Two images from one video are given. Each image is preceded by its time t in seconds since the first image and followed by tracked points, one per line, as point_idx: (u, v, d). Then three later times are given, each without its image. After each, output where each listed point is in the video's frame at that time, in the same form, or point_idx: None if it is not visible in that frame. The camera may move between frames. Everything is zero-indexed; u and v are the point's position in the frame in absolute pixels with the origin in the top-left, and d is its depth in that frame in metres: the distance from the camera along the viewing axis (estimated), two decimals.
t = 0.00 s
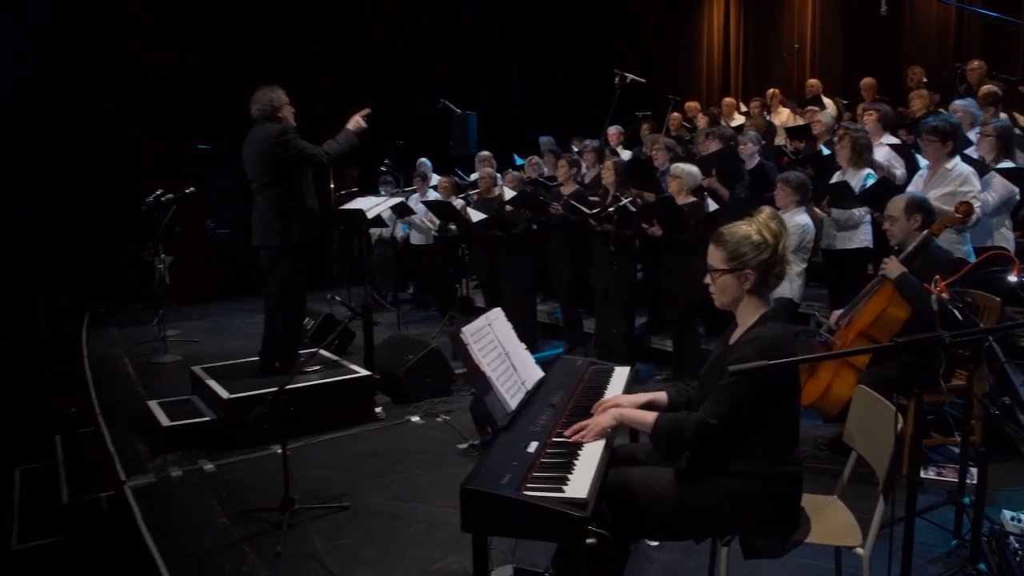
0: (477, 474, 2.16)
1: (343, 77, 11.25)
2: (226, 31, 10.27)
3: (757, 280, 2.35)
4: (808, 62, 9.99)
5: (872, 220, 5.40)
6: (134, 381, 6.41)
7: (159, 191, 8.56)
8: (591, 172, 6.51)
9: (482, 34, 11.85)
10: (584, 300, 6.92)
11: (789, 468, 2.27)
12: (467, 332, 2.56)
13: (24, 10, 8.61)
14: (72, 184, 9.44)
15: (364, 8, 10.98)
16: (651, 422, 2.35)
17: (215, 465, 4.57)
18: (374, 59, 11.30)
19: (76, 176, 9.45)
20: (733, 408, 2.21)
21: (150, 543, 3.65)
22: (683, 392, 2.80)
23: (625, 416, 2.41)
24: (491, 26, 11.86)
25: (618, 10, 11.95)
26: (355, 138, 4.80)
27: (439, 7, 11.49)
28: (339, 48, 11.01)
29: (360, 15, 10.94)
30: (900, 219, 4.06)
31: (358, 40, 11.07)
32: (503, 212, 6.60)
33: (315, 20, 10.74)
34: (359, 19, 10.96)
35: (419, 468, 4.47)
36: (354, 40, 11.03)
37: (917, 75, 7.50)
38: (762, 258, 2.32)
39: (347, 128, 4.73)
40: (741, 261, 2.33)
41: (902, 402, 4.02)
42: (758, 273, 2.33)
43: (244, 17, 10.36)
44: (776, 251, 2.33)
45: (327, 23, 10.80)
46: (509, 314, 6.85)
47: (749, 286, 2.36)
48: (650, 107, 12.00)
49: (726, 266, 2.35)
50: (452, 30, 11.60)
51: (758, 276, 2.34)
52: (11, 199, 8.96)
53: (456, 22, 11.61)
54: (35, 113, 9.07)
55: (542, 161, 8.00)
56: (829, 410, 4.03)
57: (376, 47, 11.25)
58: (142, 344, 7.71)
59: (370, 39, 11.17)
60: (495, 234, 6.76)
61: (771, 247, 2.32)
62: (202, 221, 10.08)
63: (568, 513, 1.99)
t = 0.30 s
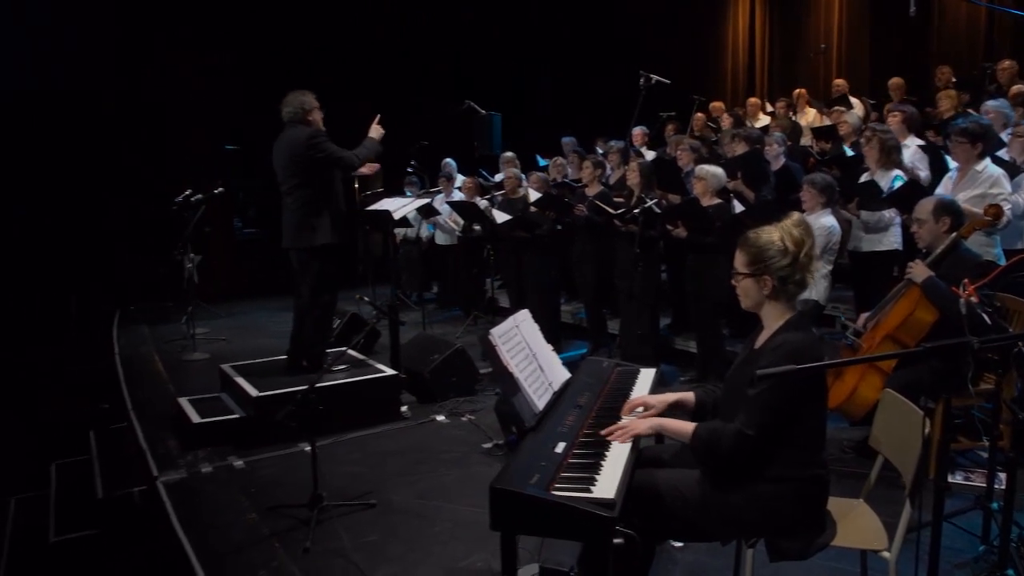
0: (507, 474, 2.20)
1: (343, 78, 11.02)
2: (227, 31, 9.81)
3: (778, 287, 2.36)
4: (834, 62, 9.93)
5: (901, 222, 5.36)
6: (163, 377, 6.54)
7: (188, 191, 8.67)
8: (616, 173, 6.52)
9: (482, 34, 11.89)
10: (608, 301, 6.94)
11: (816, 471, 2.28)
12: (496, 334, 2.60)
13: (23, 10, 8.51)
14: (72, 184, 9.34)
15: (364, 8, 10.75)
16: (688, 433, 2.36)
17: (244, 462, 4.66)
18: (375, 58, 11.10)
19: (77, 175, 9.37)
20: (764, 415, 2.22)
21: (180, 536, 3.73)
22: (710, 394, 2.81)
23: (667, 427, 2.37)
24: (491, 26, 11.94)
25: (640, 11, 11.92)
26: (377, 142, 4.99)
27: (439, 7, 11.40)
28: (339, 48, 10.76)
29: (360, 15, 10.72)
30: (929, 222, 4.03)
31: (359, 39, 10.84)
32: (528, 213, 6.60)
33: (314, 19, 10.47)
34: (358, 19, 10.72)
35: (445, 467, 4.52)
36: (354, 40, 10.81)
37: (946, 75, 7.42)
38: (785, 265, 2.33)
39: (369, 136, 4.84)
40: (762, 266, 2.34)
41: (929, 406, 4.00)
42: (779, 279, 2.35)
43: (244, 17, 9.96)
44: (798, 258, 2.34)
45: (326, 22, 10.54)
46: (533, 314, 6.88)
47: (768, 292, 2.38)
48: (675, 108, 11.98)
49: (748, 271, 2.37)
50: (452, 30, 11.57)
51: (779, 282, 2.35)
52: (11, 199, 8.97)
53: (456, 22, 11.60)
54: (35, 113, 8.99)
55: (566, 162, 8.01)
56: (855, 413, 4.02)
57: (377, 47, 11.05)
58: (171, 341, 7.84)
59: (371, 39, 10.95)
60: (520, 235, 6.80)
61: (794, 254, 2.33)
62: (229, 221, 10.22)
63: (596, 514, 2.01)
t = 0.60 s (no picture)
0: (536, 472, 2.23)
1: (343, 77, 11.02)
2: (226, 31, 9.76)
3: (804, 289, 2.37)
4: (862, 61, 9.86)
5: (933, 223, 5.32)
6: (193, 374, 6.64)
7: (218, 191, 8.75)
8: (641, 173, 6.53)
9: (481, 34, 11.47)
10: (633, 301, 6.95)
11: (844, 472, 2.29)
12: (525, 333, 2.63)
13: (23, 10, 7.83)
14: (71, 183, 9.03)
15: (364, 8, 10.64)
16: (716, 435, 2.39)
17: (273, 458, 4.73)
18: (375, 58, 11.09)
19: (76, 173, 9.08)
20: (794, 416, 2.23)
21: (213, 531, 3.79)
22: (737, 395, 2.82)
23: (693, 430, 2.40)
24: (492, 26, 11.47)
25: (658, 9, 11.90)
26: (408, 135, 5.11)
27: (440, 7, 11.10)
28: (339, 48, 10.73)
29: (360, 15, 10.60)
30: (958, 223, 4.00)
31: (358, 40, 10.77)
32: (553, 214, 6.63)
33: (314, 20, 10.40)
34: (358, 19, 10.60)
35: (471, 465, 4.56)
36: (353, 40, 10.73)
37: (977, 72, 7.33)
38: (811, 267, 2.34)
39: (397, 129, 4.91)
40: (789, 268, 2.35)
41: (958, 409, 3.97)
42: (806, 281, 2.35)
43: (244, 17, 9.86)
44: (825, 261, 2.35)
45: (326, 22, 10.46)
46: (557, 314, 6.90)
47: (794, 293, 2.39)
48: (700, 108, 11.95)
49: (774, 273, 2.39)
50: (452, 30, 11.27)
51: (806, 284, 2.36)
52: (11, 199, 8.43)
53: (456, 22, 11.26)
54: (34, 114, 8.46)
55: (591, 162, 8.03)
56: (882, 415, 4.00)
57: (377, 47, 10.96)
58: (200, 339, 7.95)
59: (371, 39, 10.86)
60: (544, 235, 6.83)
61: (821, 257, 2.34)
62: (257, 219, 10.34)
63: (625, 512, 2.04)
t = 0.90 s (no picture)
0: (564, 468, 2.25)
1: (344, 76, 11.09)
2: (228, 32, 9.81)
3: (832, 288, 2.37)
4: (887, 59, 9.77)
5: (962, 223, 5.27)
6: (219, 369, 6.75)
7: (245, 188, 8.83)
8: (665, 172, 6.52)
9: (481, 34, 11.32)
10: (655, 300, 6.96)
11: (868, 471, 2.29)
12: (551, 331, 2.66)
13: (23, 9, 8.02)
14: (72, 183, 9.04)
15: (364, 7, 10.50)
16: (731, 423, 2.41)
17: (298, 453, 4.79)
18: (375, 58, 10.91)
19: (78, 173, 9.10)
20: (816, 413, 2.23)
21: (239, 523, 3.85)
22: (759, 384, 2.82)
23: (706, 416, 2.43)
24: (491, 26, 11.31)
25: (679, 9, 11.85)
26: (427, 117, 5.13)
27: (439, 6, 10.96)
28: (338, 49, 10.71)
29: (360, 15, 10.47)
30: (986, 222, 3.97)
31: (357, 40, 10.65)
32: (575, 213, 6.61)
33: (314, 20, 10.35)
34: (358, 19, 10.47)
35: (493, 462, 4.59)
36: (353, 40, 10.62)
37: (1007, 69, 7.24)
38: (840, 267, 2.34)
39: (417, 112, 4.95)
40: (818, 267, 2.35)
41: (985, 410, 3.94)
42: (834, 281, 2.35)
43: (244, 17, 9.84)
44: (855, 262, 2.35)
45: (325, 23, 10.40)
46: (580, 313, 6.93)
47: (822, 292, 2.39)
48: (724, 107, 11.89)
49: (803, 270, 2.38)
50: (452, 30, 11.12)
51: (834, 284, 2.36)
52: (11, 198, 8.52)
53: (456, 22, 11.11)
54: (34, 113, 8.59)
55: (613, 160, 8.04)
56: (907, 416, 3.99)
57: (377, 47, 10.78)
58: (225, 335, 8.06)
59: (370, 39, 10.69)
60: (567, 233, 6.86)
61: (850, 257, 2.34)
62: (282, 218, 10.45)
63: (652, 507, 2.05)
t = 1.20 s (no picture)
0: (585, 465, 2.27)
1: (343, 76, 11.09)
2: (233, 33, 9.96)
3: (853, 288, 2.37)
4: (909, 57, 9.69)
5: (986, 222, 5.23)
6: (240, 367, 6.82)
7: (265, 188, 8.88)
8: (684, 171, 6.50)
9: (481, 34, 11.12)
10: (674, 300, 6.96)
11: (889, 471, 2.29)
12: (573, 329, 2.67)
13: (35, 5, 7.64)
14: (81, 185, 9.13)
15: (364, 7, 10.23)
16: (742, 413, 2.42)
17: (319, 450, 4.83)
18: (375, 58, 10.66)
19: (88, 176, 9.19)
20: (832, 411, 2.25)
21: (264, 520, 3.89)
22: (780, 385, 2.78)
23: (718, 407, 2.46)
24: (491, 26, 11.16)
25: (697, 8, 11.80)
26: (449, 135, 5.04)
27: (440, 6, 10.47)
28: (338, 48, 10.64)
29: (360, 15, 10.24)
30: (1011, 221, 3.94)
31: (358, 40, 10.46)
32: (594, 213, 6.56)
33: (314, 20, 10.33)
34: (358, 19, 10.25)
35: (513, 460, 4.61)
36: (353, 40, 10.48)
37: None
38: (862, 267, 2.33)
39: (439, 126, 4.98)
40: (839, 267, 2.35)
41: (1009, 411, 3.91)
42: (855, 281, 2.35)
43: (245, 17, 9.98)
44: (876, 262, 2.34)
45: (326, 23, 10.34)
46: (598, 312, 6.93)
47: (843, 292, 2.38)
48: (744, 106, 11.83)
49: (824, 271, 2.38)
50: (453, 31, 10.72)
51: (855, 284, 2.36)
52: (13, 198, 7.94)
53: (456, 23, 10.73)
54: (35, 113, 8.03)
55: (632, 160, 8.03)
56: (930, 418, 3.94)
57: (377, 47, 10.48)
58: (246, 333, 8.13)
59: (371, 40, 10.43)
60: (585, 233, 6.87)
61: (871, 257, 2.33)
62: (302, 217, 10.52)
63: (675, 505, 2.06)
